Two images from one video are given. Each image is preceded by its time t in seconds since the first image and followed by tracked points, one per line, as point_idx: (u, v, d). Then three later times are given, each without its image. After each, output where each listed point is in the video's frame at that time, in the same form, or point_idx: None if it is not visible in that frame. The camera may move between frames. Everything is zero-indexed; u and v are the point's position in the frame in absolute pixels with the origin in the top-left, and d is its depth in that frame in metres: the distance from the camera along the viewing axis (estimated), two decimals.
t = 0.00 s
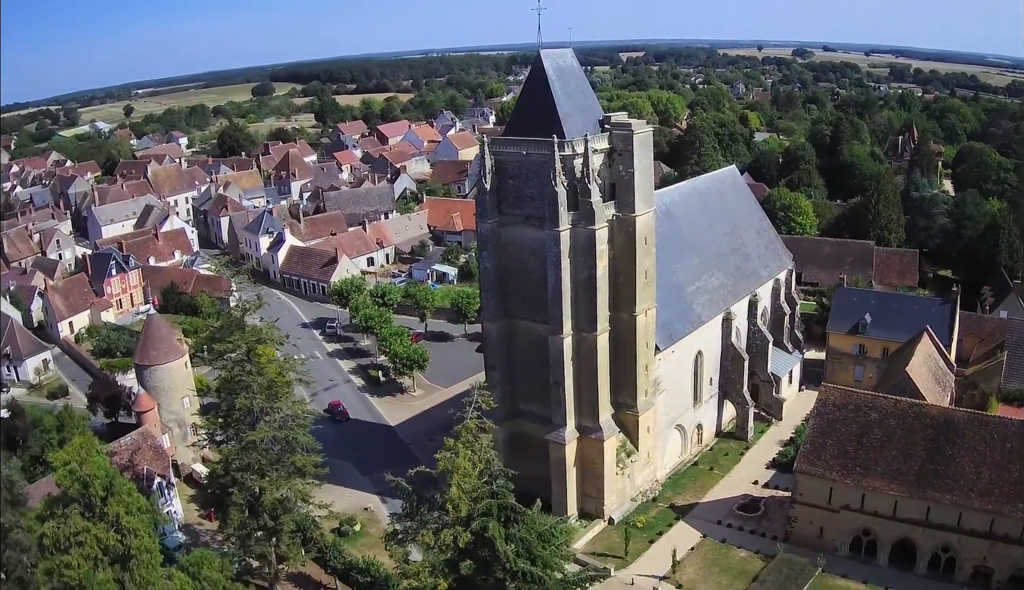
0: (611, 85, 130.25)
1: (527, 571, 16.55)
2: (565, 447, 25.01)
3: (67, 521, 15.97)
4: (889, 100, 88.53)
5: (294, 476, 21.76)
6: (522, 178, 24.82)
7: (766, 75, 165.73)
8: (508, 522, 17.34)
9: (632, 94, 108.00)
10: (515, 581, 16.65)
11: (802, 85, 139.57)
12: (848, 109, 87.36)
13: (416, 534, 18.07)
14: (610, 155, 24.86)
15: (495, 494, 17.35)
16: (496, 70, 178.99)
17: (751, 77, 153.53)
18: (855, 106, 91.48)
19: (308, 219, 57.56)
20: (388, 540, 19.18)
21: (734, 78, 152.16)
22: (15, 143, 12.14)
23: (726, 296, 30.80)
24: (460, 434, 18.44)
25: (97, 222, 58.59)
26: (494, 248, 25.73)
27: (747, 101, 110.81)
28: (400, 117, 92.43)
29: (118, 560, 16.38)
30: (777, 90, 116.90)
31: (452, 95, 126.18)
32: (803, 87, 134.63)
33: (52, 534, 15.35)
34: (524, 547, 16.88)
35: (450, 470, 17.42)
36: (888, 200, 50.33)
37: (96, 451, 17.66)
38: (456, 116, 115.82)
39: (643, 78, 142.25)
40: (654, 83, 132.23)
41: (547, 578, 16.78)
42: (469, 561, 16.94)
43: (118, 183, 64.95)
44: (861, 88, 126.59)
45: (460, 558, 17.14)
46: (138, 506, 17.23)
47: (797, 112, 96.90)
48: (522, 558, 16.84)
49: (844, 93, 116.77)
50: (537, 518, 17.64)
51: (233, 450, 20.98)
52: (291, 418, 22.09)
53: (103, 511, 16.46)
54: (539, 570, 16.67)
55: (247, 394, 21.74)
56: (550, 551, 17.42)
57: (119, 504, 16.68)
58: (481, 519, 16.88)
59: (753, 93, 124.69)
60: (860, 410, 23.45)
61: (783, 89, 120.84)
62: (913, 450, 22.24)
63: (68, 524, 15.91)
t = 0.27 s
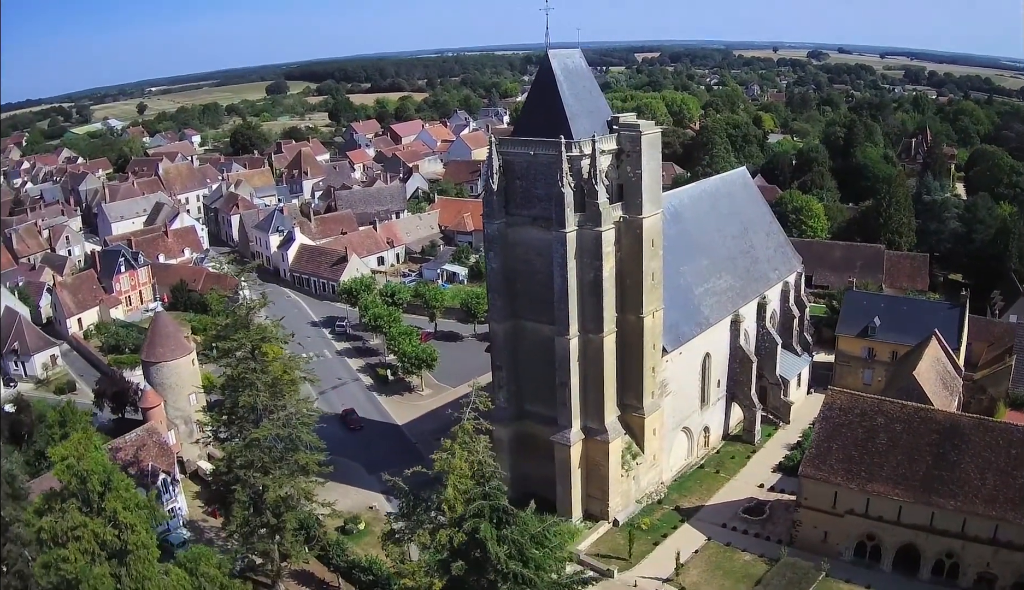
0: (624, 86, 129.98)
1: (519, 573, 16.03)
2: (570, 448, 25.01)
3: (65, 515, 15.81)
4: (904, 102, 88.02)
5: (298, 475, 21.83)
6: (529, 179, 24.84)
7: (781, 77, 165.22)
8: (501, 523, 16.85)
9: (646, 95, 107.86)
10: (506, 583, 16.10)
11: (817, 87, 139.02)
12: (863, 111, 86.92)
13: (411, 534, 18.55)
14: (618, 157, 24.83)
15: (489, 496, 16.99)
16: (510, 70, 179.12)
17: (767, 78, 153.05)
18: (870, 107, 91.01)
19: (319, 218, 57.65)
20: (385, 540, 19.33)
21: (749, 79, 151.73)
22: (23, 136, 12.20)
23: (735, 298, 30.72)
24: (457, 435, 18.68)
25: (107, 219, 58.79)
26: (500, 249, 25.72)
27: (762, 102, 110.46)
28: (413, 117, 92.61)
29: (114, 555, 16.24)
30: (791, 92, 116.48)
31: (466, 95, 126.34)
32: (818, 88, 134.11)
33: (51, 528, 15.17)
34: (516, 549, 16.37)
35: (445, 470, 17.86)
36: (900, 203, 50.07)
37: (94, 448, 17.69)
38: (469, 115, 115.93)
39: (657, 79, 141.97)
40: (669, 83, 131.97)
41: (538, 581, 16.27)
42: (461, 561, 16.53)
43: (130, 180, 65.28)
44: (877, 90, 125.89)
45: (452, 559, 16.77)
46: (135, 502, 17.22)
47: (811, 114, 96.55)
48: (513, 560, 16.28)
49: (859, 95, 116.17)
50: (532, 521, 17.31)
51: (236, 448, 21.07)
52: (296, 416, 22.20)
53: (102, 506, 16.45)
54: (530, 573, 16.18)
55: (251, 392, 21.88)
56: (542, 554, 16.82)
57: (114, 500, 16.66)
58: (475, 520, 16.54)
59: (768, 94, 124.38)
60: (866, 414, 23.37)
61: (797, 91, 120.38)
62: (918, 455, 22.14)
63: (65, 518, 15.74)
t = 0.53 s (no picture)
0: (633, 87, 129.74)
1: (505, 576, 15.70)
2: (570, 450, 24.95)
3: (58, 511, 15.83)
4: (914, 105, 87.80)
5: (297, 474, 21.79)
6: (531, 180, 24.80)
7: (790, 79, 165.00)
8: (488, 526, 16.59)
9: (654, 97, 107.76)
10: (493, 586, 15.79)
11: (827, 89, 138.78)
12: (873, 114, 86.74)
13: (403, 535, 18.61)
14: (620, 158, 24.77)
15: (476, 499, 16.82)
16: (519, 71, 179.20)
17: (776, 80, 152.88)
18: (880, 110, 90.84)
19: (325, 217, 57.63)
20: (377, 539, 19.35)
21: (759, 81, 151.45)
22: (29, 133, 12.24)
23: (737, 300, 30.66)
24: (449, 436, 18.83)
25: (113, 216, 58.75)
26: (502, 249, 25.68)
27: (771, 104, 110.29)
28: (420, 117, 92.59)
29: (108, 552, 16.35)
30: (801, 94, 116.27)
31: (475, 95, 126.32)
32: (827, 91, 133.85)
33: (45, 525, 15.22)
34: (503, 551, 16.07)
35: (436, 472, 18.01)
36: (907, 206, 49.95)
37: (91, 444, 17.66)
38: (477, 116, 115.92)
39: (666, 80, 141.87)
40: (678, 85, 131.85)
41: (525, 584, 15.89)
42: (449, 563, 16.23)
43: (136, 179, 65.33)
44: (887, 92, 125.56)
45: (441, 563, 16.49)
46: (130, 499, 17.19)
47: (819, 117, 96.35)
48: (499, 562, 15.98)
49: (869, 97, 115.87)
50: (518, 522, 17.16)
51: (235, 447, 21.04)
52: (296, 416, 22.19)
53: (96, 502, 16.44)
54: (518, 575, 15.82)
55: (251, 391, 21.83)
56: (529, 556, 16.53)
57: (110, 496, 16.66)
58: (462, 522, 16.41)
59: (777, 96, 124.21)
60: (867, 418, 23.30)
61: (806, 93, 120.17)
62: (920, 460, 22.06)
63: (59, 514, 15.76)
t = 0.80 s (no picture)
0: (637, 89, 129.66)
1: (487, 580, 15.96)
2: (566, 452, 24.85)
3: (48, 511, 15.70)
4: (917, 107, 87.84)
5: (292, 475, 21.68)
6: (527, 181, 24.72)
7: (793, 81, 165.17)
8: (471, 529, 16.75)
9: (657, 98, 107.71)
10: None
11: (830, 91, 138.82)
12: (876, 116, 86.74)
13: (389, 537, 18.30)
14: (617, 159, 24.71)
15: (457, 501, 16.85)
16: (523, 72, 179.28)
17: (779, 83, 152.89)
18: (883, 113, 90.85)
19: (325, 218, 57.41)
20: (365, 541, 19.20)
21: (762, 84, 151.46)
22: (33, 132, 12.21)
23: (735, 303, 30.61)
24: (435, 439, 18.13)
25: (114, 216, 58.63)
26: (498, 251, 25.60)
27: (774, 106, 110.33)
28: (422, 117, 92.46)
29: (98, 552, 16.20)
30: (804, 96, 116.29)
31: (478, 96, 126.20)
32: (831, 93, 133.90)
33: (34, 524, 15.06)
34: (485, 554, 16.32)
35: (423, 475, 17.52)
36: (908, 209, 49.95)
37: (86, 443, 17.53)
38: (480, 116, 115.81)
39: (669, 82, 141.87)
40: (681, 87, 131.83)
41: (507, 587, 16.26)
42: (430, 565, 16.35)
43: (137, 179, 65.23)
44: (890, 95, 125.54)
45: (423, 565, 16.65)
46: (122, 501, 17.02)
47: (822, 119, 96.31)
48: (481, 566, 16.17)
49: (873, 100, 115.87)
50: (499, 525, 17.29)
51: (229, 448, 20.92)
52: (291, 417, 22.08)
53: (87, 504, 16.32)
54: (499, 579, 16.16)
55: (246, 392, 21.74)
56: (512, 560, 16.79)
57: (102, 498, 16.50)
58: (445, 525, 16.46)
59: (781, 98, 124.25)
60: (864, 422, 23.26)
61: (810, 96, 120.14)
62: (917, 464, 22.02)
63: (49, 514, 15.64)
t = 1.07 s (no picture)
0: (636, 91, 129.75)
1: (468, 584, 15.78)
2: (558, 455, 24.76)
3: (37, 513, 15.43)
4: (915, 110, 88.05)
5: (281, 478, 21.53)
6: (519, 183, 24.63)
7: (793, 83, 165.44)
8: (451, 533, 16.52)
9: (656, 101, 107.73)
10: None
11: (829, 93, 139.01)
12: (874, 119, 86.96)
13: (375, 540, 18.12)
14: (609, 161, 24.65)
15: (436, 504, 16.59)
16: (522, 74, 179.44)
17: (779, 85, 153.09)
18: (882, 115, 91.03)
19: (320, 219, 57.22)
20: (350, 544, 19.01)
21: (762, 86, 151.65)
22: (32, 134, 12.17)
23: (729, 305, 30.58)
24: (419, 443, 18.00)
25: (111, 218, 58.39)
26: (490, 253, 25.51)
27: (773, 108, 110.46)
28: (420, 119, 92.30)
29: (85, 554, 16.09)
30: (804, 99, 116.42)
31: (477, 97, 126.06)
32: (830, 95, 134.10)
33: (24, 527, 14.79)
34: (466, 558, 16.19)
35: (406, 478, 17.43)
36: (905, 211, 50.02)
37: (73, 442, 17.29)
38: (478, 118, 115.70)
39: (669, 84, 142.02)
40: (680, 88, 131.97)
41: None
42: (411, 570, 16.23)
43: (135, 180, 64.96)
44: (890, 97, 125.76)
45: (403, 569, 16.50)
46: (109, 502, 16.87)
47: (820, 121, 96.44)
48: (462, 569, 16.02)
49: (872, 102, 116.07)
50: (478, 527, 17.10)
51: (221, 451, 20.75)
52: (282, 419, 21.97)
53: (73, 506, 16.13)
54: (481, 582, 15.98)
55: (236, 395, 21.56)
56: (494, 564, 16.63)
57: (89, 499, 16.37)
58: (424, 528, 16.29)
59: (780, 101, 124.57)
60: (857, 425, 23.25)
61: (808, 98, 120.28)
62: (911, 467, 22.01)
63: (38, 516, 15.37)
